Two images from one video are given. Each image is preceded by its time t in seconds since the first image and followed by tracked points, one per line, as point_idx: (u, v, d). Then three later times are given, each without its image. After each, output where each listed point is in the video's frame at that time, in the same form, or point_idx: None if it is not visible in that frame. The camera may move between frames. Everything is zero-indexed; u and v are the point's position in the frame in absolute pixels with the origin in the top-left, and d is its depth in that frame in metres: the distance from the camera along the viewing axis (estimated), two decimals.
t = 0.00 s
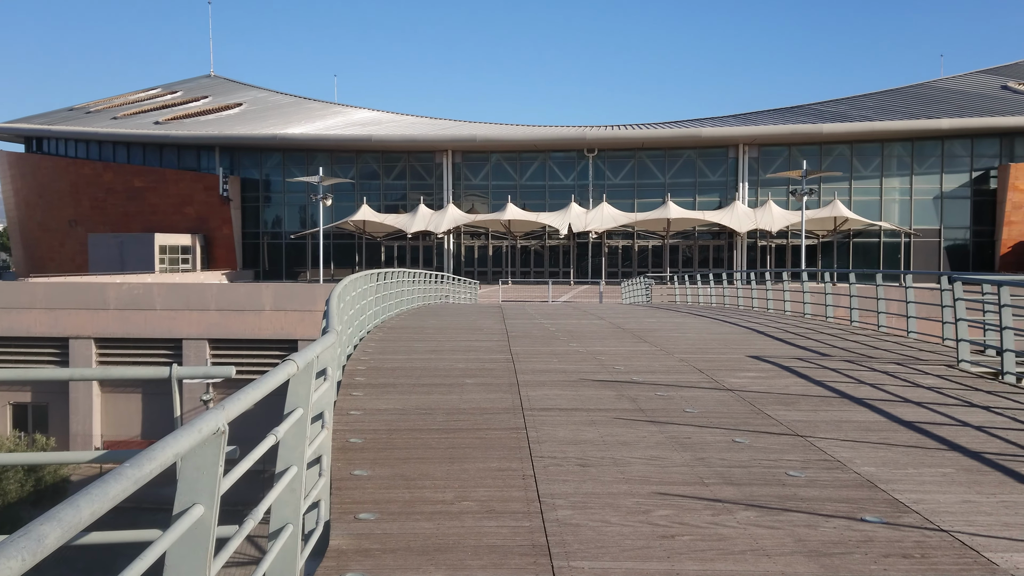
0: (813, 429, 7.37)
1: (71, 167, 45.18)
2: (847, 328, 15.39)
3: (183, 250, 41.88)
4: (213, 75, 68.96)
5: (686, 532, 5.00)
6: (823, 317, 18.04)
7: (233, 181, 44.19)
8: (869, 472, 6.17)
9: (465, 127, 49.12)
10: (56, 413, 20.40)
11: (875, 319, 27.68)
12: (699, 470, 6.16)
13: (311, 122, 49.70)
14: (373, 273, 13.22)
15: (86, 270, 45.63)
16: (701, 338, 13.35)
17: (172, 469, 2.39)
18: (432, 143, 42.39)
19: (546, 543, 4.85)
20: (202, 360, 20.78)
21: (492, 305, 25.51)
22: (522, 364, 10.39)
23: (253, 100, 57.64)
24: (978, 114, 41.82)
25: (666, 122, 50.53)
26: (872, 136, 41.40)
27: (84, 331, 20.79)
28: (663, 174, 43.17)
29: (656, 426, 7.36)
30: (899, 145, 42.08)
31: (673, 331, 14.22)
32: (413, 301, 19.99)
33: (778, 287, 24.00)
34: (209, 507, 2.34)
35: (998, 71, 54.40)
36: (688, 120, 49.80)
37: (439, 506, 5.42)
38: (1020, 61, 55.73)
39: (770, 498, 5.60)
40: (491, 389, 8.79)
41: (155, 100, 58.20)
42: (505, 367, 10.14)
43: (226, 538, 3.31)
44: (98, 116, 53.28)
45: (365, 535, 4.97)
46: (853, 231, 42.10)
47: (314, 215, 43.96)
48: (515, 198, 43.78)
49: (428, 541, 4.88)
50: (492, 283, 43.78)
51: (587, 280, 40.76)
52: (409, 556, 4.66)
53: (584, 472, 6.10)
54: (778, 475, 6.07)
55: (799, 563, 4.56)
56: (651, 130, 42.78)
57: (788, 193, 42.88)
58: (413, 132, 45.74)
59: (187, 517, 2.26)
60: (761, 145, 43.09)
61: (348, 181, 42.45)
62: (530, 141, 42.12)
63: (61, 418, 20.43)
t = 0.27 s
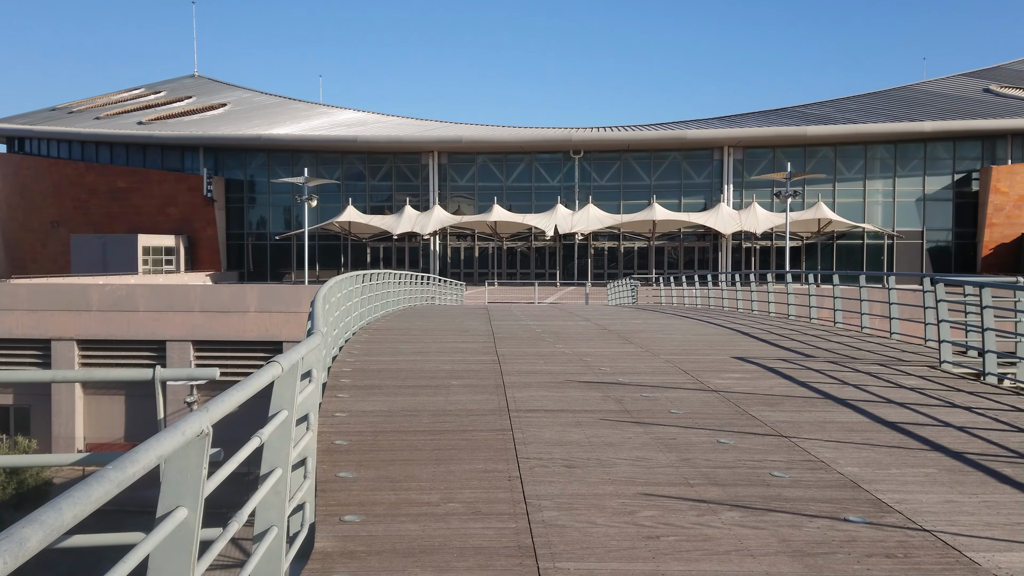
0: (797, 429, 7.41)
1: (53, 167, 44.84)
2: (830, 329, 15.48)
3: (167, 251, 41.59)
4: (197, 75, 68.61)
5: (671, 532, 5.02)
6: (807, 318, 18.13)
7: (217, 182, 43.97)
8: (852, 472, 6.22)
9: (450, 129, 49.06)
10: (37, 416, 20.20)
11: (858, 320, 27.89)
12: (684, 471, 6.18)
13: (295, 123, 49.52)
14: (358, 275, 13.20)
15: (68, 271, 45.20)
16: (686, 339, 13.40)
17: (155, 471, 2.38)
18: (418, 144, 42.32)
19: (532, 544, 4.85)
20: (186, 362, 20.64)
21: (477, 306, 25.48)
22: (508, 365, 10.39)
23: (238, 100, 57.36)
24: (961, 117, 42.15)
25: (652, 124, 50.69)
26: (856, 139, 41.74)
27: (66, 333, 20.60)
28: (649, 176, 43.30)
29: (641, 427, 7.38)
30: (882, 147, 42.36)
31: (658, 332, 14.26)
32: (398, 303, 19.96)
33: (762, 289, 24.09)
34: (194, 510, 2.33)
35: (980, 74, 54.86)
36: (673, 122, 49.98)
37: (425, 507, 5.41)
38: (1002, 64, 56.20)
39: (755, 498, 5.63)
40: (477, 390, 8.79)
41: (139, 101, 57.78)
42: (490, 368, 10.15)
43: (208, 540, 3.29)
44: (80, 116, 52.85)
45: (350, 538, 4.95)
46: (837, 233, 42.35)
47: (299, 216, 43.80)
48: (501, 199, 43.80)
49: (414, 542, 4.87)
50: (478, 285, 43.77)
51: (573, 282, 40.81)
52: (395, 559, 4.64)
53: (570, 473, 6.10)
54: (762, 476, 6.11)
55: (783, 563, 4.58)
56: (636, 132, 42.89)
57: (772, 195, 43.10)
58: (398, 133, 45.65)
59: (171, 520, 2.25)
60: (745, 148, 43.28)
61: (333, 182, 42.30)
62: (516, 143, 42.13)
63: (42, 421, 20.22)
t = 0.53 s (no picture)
0: (781, 429, 7.45)
1: (35, 168, 44.48)
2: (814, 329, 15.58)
3: (150, 253, 41.34)
4: (180, 75, 68.20)
5: (656, 532, 5.04)
6: (792, 319, 18.22)
7: (201, 184, 43.75)
8: (836, 472, 6.26)
9: (436, 130, 49.01)
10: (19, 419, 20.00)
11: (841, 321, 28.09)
12: (669, 472, 6.20)
13: (280, 124, 49.33)
14: (343, 276, 13.17)
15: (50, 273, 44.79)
16: (671, 340, 13.45)
17: (139, 473, 2.37)
18: (403, 145, 42.24)
19: (517, 545, 4.85)
20: (169, 364, 20.51)
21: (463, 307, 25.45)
22: (494, 366, 10.39)
23: (221, 101, 57.07)
24: (942, 119, 42.50)
25: (637, 125, 50.81)
26: (838, 141, 42.06)
27: (48, 336, 20.41)
28: (634, 177, 43.43)
29: (627, 428, 7.40)
30: (864, 149, 42.66)
31: (643, 333, 14.31)
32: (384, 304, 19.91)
33: (747, 290, 24.21)
34: (177, 513, 2.32)
35: (961, 77, 55.33)
36: (658, 124, 50.13)
37: (410, 509, 5.40)
38: (984, 67, 56.72)
39: (739, 498, 5.65)
40: (463, 392, 8.78)
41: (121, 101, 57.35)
42: (477, 370, 10.14)
43: (193, 543, 3.27)
44: (62, 117, 52.40)
45: (335, 540, 4.93)
46: (820, 235, 42.64)
47: (283, 218, 43.63)
48: (487, 201, 43.79)
49: (399, 545, 4.85)
50: (463, 286, 43.75)
51: (558, 283, 40.85)
52: (380, 561, 4.63)
53: (555, 475, 6.11)
54: (747, 476, 6.14)
55: (767, 562, 4.61)
56: (621, 133, 43.01)
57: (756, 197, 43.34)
58: (384, 134, 45.56)
59: (154, 522, 2.24)
60: (730, 149, 43.48)
61: (318, 184, 42.17)
62: (502, 144, 42.15)
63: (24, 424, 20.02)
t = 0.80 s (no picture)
0: (765, 430, 7.49)
1: (16, 169, 44.08)
2: (799, 329, 15.67)
3: (133, 254, 41.05)
4: (164, 76, 67.82)
5: (642, 533, 5.05)
6: (776, 320, 18.31)
7: (185, 184, 43.51)
8: (820, 472, 6.30)
9: (422, 130, 48.93)
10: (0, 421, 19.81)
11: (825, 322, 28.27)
12: (654, 472, 6.21)
13: (265, 124, 49.13)
14: (329, 277, 13.12)
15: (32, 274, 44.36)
16: (657, 340, 13.49)
17: (122, 476, 2.35)
18: (389, 145, 42.16)
19: (503, 546, 4.85)
20: (153, 366, 20.37)
21: (450, 308, 25.43)
22: (480, 367, 10.38)
23: (206, 101, 56.78)
24: (925, 121, 42.84)
25: (623, 127, 50.95)
26: (822, 143, 42.33)
27: (30, 337, 20.24)
28: (620, 178, 43.54)
29: (612, 429, 7.42)
30: (848, 151, 42.98)
31: (629, 334, 14.36)
32: (369, 305, 19.85)
33: (732, 290, 24.33)
34: (160, 516, 2.29)
35: (944, 79, 55.79)
36: (644, 125, 50.29)
37: (396, 511, 5.39)
38: (966, 70, 57.23)
39: (724, 499, 5.68)
40: (449, 393, 8.78)
41: (104, 101, 56.93)
42: (463, 371, 10.12)
43: (177, 546, 3.25)
44: (44, 117, 51.96)
45: (320, 542, 4.91)
46: (804, 235, 42.90)
47: (268, 219, 43.43)
48: (473, 202, 43.76)
49: (385, 547, 4.84)
50: (449, 287, 43.72)
51: (544, 284, 40.88)
52: (366, 563, 4.62)
53: (541, 475, 6.11)
54: (732, 476, 6.16)
55: (752, 562, 4.63)
56: (607, 134, 43.11)
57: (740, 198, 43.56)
58: (369, 135, 45.45)
59: (137, 526, 2.22)
60: (714, 151, 43.66)
61: (303, 184, 42.02)
62: (488, 145, 42.16)
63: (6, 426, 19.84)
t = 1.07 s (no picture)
0: (750, 431, 7.53)
1: None
2: (783, 332, 15.75)
3: (116, 256, 40.76)
4: (148, 77, 67.41)
5: (628, 535, 5.06)
6: (761, 322, 18.40)
7: (168, 186, 43.29)
8: (804, 473, 6.33)
9: (408, 133, 48.88)
10: None
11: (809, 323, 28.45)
12: (640, 474, 6.23)
13: (250, 126, 48.94)
14: (314, 280, 13.07)
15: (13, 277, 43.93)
16: (643, 342, 13.53)
17: (104, 480, 2.32)
18: (374, 147, 42.09)
19: (489, 549, 4.85)
20: (136, 369, 20.23)
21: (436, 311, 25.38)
22: (466, 370, 10.37)
23: (190, 103, 56.48)
24: (907, 125, 43.21)
25: (608, 129, 51.11)
26: (805, 146, 42.61)
27: (12, 340, 20.07)
28: (605, 180, 43.65)
29: (598, 431, 7.43)
30: (831, 154, 43.33)
31: (615, 336, 14.38)
32: (355, 308, 19.80)
33: (717, 292, 24.43)
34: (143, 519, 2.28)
35: (927, 83, 56.28)
36: (629, 128, 50.49)
37: (381, 514, 5.37)
38: (948, 74, 57.80)
39: (709, 500, 5.70)
40: (435, 395, 8.77)
41: (87, 103, 56.50)
42: (449, 373, 10.11)
43: (160, 550, 3.22)
44: (26, 118, 51.50)
45: (305, 546, 4.89)
46: (788, 238, 43.17)
47: (253, 220, 43.25)
48: (459, 204, 43.74)
49: (370, 550, 4.82)
50: (435, 289, 43.67)
51: (530, 286, 40.89)
52: (350, 566, 4.60)
53: (527, 478, 6.11)
54: (716, 478, 6.18)
55: (737, 563, 4.65)
56: (592, 137, 43.23)
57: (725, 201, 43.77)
58: (354, 136, 45.36)
59: (119, 529, 2.20)
60: (699, 154, 43.86)
61: (288, 186, 41.88)
62: (474, 147, 42.19)
63: None
